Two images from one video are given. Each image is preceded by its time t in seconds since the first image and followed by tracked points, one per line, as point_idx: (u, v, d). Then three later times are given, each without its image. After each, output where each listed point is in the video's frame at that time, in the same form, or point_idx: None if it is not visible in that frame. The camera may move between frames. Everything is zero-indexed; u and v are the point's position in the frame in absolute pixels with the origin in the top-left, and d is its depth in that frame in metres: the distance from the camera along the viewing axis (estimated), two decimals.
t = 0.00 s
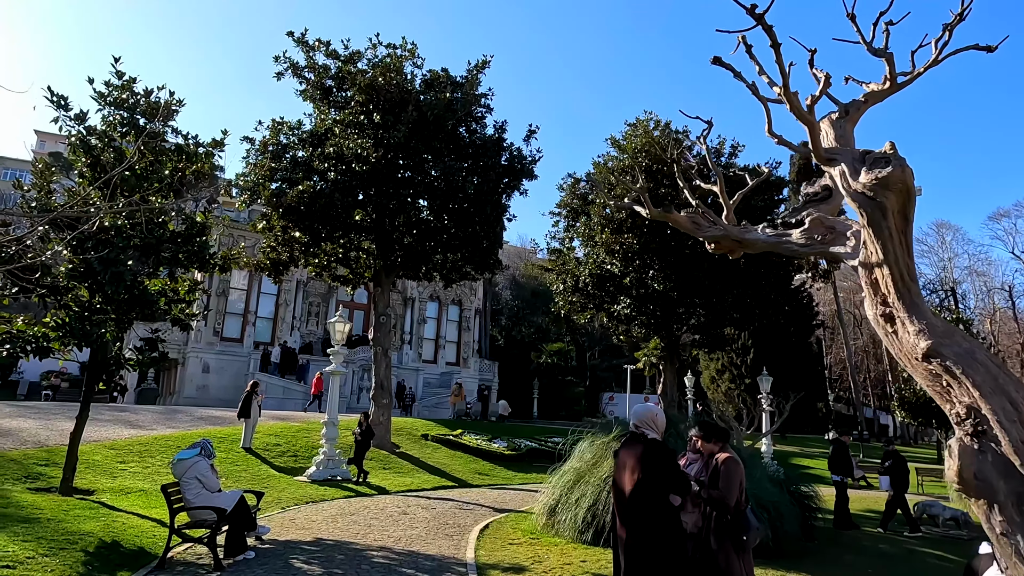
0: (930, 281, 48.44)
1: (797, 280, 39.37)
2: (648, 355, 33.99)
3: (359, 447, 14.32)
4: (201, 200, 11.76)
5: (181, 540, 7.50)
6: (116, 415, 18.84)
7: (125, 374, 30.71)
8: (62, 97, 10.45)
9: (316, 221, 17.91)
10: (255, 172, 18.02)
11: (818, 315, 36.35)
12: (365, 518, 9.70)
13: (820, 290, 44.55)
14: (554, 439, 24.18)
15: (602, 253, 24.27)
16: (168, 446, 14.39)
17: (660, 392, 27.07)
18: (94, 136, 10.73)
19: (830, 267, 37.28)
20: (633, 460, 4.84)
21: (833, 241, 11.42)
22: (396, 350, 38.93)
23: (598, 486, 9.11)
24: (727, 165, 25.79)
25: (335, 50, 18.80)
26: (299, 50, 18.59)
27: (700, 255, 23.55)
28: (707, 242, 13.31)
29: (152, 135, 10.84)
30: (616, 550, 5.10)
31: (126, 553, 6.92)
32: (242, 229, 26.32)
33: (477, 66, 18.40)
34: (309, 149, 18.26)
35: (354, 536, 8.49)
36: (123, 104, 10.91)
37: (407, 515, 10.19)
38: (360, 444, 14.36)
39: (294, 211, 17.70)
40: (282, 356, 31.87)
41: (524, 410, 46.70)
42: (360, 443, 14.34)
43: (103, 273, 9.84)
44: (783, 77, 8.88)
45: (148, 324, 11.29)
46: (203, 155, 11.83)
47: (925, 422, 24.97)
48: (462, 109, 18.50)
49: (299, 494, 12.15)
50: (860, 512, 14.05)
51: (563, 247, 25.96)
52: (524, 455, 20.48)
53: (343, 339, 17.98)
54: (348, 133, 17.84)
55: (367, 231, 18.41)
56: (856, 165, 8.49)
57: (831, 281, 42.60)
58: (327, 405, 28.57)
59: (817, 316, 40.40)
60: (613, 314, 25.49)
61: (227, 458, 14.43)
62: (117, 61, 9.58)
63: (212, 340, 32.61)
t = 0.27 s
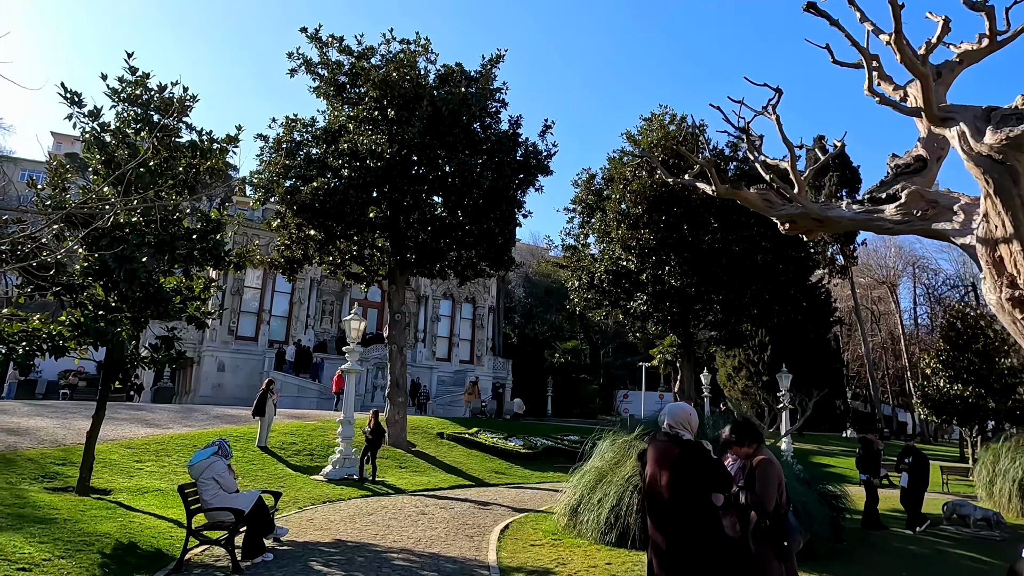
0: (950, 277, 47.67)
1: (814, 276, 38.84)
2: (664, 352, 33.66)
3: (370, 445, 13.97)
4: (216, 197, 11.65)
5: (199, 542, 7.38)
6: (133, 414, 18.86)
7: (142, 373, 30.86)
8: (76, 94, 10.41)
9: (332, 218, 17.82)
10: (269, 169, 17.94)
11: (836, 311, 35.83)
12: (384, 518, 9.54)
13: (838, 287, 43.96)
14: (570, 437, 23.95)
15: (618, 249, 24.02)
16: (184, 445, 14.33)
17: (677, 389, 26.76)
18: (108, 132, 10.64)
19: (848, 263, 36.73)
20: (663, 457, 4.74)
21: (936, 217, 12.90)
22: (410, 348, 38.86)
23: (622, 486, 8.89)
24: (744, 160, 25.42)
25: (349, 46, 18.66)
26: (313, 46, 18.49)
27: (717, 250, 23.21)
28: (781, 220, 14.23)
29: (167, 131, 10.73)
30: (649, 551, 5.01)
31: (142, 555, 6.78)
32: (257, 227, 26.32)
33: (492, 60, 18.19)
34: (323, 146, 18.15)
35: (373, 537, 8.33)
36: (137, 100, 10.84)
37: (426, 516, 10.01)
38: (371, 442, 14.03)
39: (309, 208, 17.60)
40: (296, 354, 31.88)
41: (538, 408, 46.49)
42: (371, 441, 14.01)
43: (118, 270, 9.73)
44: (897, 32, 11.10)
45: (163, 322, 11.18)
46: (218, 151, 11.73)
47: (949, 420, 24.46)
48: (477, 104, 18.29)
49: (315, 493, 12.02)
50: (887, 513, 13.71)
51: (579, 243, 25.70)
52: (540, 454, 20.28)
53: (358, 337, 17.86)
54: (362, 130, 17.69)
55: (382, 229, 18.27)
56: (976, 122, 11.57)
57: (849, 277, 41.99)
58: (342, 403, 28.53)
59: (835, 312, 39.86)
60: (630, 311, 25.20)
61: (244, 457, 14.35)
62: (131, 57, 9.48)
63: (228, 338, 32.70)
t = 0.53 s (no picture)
0: (970, 273, 46.92)
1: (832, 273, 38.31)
2: (680, 349, 33.31)
3: (379, 444, 13.69)
4: (230, 195, 11.56)
5: (214, 544, 7.25)
6: (148, 413, 18.88)
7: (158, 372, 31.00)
8: (89, 92, 10.37)
9: (346, 216, 17.73)
10: (283, 168, 17.87)
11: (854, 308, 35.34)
12: (401, 520, 9.39)
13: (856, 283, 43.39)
14: (586, 436, 23.74)
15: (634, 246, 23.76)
16: (200, 444, 14.29)
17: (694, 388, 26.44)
18: (122, 131, 10.57)
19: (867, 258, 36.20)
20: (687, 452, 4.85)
21: None
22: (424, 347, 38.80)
23: (643, 488, 8.68)
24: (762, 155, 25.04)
25: (362, 43, 18.54)
26: (326, 43, 18.39)
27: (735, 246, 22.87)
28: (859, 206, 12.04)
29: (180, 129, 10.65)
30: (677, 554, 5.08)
31: (158, 558, 6.68)
32: (271, 226, 26.32)
33: (506, 55, 17.98)
34: (337, 144, 18.05)
35: (390, 540, 8.18)
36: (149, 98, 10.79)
37: (444, 517, 9.87)
38: (379, 439, 13.73)
39: (323, 206, 17.51)
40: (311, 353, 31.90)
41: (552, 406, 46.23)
42: (378, 439, 13.70)
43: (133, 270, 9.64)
44: None
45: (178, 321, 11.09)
46: (231, 149, 11.63)
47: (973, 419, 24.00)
48: (491, 100, 18.11)
49: (332, 494, 11.91)
50: (912, 514, 13.39)
51: (594, 240, 25.46)
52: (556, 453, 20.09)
53: (373, 335, 17.74)
54: (376, 127, 17.53)
55: (396, 227, 18.16)
56: None
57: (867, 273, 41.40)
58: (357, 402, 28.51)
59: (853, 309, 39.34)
60: (645, 308, 24.89)
61: (259, 457, 14.29)
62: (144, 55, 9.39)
63: (243, 337, 32.79)
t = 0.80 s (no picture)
0: (988, 269, 46.20)
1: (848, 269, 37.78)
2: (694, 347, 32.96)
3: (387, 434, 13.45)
4: (241, 190, 11.43)
5: (225, 544, 7.10)
6: (161, 411, 18.85)
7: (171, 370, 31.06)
8: (98, 86, 10.26)
9: (358, 212, 17.58)
10: (294, 164, 17.74)
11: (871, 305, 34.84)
12: (414, 520, 9.22)
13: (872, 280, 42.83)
14: (599, 434, 23.50)
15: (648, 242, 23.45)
16: (212, 442, 14.20)
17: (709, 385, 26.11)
18: (132, 125, 10.46)
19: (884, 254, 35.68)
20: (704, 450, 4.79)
21: None
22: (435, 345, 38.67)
23: (663, 487, 8.45)
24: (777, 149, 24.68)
25: (373, 37, 18.38)
26: (337, 38, 18.24)
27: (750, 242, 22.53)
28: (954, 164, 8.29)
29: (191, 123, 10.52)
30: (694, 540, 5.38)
31: (168, 558, 6.54)
32: (282, 224, 26.25)
33: (518, 49, 17.74)
34: (348, 140, 17.89)
35: (404, 540, 8.01)
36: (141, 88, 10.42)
37: (458, 517, 9.68)
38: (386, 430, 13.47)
39: (334, 203, 17.37)
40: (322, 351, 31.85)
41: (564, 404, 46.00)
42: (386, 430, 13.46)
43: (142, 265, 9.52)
44: None
45: (189, 318, 10.97)
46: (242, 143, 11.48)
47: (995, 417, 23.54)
48: (502, 94, 17.88)
49: (344, 493, 11.77)
50: (937, 514, 13.04)
51: (607, 236, 25.19)
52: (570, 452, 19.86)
53: (385, 333, 17.60)
54: (387, 122, 17.35)
55: (407, 223, 18.00)
56: None
57: (883, 269, 40.85)
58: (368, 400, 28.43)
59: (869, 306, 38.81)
60: (660, 305, 24.58)
61: (271, 455, 14.18)
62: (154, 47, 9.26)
63: (255, 335, 32.82)
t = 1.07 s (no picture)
0: (1005, 265, 45.53)
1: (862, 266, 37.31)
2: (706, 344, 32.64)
3: (391, 439, 13.03)
4: (249, 184, 11.26)
5: (232, 545, 6.94)
6: (171, 409, 18.78)
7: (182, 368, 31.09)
8: (106, 80, 10.17)
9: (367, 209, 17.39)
10: (303, 160, 17.58)
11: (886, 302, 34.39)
12: (425, 520, 9.04)
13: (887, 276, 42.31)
14: (611, 433, 23.25)
15: (661, 238, 23.15)
16: (221, 441, 14.07)
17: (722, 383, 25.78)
18: (139, 120, 10.31)
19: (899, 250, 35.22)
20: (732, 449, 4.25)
21: None
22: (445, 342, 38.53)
23: (681, 488, 8.22)
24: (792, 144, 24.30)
25: (382, 32, 18.20)
26: (347, 33, 18.08)
27: (765, 237, 22.16)
28: None
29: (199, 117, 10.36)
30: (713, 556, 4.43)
31: (172, 560, 6.37)
32: (291, 222, 26.17)
33: (529, 42, 17.50)
34: (357, 136, 17.72)
35: (416, 541, 7.83)
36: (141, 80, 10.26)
37: (471, 517, 9.47)
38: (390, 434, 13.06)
39: (344, 199, 17.19)
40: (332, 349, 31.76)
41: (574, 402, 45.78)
42: (390, 434, 13.04)
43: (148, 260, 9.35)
44: None
45: (197, 316, 10.81)
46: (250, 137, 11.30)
47: (1014, 415, 23.08)
48: (513, 88, 17.65)
49: (354, 492, 11.59)
50: (960, 514, 12.73)
51: (619, 232, 24.94)
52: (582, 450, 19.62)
53: (395, 330, 17.41)
54: (397, 117, 17.16)
55: (417, 220, 17.82)
56: None
57: (897, 265, 40.34)
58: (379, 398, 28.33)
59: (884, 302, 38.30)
60: (672, 302, 24.28)
61: (281, 454, 14.04)
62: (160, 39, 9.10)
63: (265, 333, 32.79)
